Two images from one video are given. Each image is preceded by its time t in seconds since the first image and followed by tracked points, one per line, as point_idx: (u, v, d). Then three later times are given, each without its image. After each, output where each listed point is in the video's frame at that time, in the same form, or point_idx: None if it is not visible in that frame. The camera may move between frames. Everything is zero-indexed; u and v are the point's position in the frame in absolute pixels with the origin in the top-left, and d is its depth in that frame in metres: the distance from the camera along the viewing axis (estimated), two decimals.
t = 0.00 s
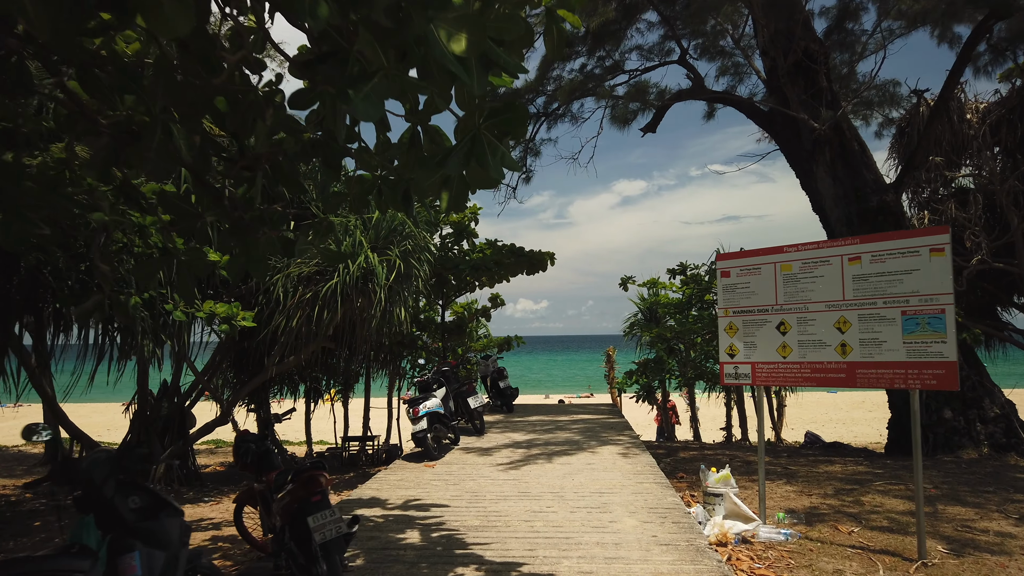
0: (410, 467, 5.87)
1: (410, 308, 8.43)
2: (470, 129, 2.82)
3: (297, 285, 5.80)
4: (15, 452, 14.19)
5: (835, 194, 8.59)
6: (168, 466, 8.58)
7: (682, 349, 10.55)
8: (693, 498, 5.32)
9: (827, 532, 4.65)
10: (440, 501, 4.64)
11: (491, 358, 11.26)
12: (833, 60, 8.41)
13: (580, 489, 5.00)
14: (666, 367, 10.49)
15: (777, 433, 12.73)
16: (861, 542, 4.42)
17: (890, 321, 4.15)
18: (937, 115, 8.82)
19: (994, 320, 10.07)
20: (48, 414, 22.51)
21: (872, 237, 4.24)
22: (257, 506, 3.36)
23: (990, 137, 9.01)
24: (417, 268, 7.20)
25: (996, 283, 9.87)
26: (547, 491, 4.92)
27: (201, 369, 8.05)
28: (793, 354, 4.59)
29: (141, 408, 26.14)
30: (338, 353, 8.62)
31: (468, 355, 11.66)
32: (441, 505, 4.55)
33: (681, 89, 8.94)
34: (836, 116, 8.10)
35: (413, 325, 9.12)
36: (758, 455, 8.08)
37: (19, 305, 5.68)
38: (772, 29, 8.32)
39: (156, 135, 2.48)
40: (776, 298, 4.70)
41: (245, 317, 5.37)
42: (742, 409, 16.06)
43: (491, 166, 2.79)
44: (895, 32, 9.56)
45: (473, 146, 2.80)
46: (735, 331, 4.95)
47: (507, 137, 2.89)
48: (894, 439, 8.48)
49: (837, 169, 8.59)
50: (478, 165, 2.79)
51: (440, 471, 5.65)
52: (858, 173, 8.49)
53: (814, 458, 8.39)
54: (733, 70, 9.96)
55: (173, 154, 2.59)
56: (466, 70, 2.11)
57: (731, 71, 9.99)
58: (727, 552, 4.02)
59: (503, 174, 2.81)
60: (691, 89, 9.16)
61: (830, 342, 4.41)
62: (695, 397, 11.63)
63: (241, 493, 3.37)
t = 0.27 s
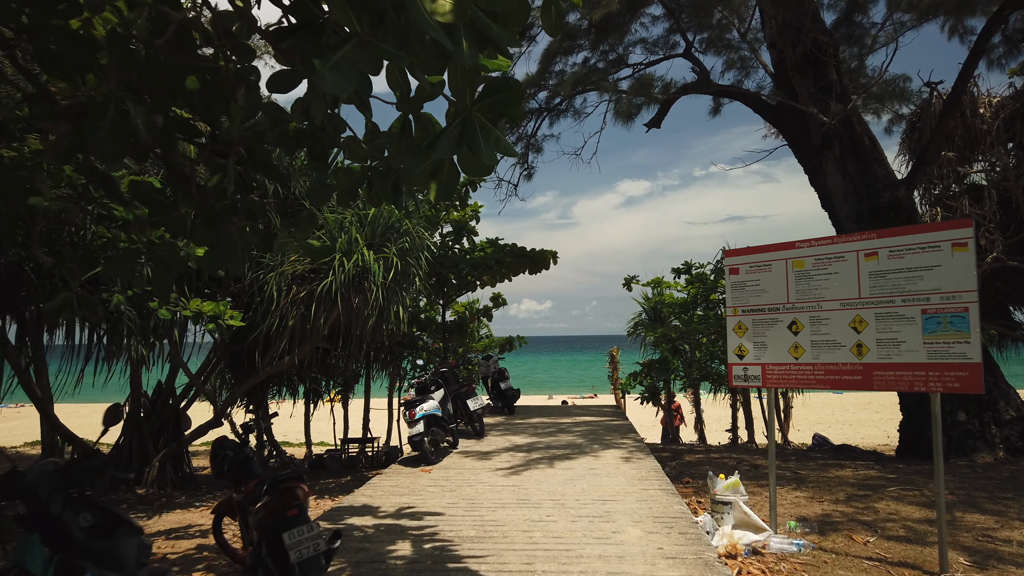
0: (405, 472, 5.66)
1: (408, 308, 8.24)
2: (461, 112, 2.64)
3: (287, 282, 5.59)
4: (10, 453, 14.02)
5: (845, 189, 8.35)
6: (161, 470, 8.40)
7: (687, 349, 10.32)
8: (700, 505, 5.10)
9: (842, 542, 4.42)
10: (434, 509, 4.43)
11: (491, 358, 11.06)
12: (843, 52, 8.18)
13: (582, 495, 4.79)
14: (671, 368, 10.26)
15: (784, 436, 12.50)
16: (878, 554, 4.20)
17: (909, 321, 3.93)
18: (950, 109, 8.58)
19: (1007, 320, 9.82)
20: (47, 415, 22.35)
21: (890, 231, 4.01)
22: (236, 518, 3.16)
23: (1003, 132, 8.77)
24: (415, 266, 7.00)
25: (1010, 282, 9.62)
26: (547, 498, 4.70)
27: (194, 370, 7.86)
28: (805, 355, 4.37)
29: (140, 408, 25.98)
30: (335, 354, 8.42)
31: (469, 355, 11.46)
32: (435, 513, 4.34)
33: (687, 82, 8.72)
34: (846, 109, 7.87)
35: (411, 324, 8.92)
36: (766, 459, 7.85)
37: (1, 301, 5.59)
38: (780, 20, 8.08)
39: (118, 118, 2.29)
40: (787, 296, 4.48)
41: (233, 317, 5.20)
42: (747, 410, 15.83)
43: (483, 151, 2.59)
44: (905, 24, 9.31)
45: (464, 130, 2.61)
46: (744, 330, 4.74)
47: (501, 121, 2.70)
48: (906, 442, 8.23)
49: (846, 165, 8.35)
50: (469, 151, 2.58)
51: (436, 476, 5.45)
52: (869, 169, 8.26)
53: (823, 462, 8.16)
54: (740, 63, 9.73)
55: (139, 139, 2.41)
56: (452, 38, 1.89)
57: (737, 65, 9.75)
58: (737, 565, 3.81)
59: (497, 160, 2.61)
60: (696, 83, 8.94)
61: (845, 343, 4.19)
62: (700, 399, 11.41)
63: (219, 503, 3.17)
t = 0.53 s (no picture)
0: (397, 479, 5.45)
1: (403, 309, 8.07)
2: (448, 97, 2.43)
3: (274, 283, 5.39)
4: (3, 456, 13.81)
5: (851, 187, 8.14)
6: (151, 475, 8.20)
7: (690, 351, 10.11)
8: (703, 515, 4.89)
9: (853, 556, 4.21)
10: (425, 521, 4.23)
11: (490, 359, 10.88)
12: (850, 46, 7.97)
13: (580, 505, 4.58)
14: (673, 369, 10.03)
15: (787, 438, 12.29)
16: (892, 569, 3.98)
17: (926, 324, 3.71)
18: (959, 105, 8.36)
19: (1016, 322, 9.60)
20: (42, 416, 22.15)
21: (905, 229, 3.80)
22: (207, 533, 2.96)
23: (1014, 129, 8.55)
24: (409, 266, 6.80)
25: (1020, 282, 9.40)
26: (544, 509, 4.49)
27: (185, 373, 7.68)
28: (814, 359, 4.16)
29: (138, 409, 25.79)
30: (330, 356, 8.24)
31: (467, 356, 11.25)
32: (426, 525, 4.14)
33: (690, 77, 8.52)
34: (854, 105, 7.66)
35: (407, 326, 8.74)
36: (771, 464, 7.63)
37: None
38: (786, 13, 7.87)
39: (64, 101, 2.07)
40: (796, 297, 4.27)
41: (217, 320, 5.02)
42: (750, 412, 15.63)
43: (472, 140, 2.37)
44: (913, 18, 9.09)
45: (451, 116, 2.40)
46: (751, 333, 4.53)
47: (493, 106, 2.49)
48: (915, 446, 8.02)
49: (853, 162, 8.15)
50: (456, 140, 2.36)
51: (430, 484, 5.24)
52: (876, 167, 8.05)
53: (830, 467, 7.95)
54: (744, 58, 9.51)
55: (90, 124, 2.22)
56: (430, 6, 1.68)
57: (741, 60, 9.54)
58: None
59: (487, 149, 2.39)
60: (700, 79, 8.73)
61: (858, 347, 3.98)
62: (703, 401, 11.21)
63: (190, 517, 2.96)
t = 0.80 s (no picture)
0: (389, 486, 5.22)
1: (398, 310, 7.84)
2: (429, 73, 2.23)
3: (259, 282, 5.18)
4: None
5: (859, 184, 7.91)
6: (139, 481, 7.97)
7: (693, 353, 9.88)
8: (708, 524, 4.66)
9: (868, 569, 3.97)
10: (415, 531, 4.01)
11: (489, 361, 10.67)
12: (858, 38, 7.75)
13: (579, 514, 4.35)
14: (676, 371, 9.74)
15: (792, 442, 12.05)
16: None
17: (946, 322, 3.49)
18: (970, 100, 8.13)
19: None
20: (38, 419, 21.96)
21: (923, 221, 3.58)
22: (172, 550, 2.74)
23: None
24: (403, 265, 6.59)
25: None
26: (540, 517, 4.27)
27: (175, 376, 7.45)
28: (826, 360, 3.94)
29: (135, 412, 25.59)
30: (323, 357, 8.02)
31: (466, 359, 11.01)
32: (416, 536, 3.92)
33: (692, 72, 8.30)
34: (861, 99, 7.44)
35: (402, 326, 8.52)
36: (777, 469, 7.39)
37: None
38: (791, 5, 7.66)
39: None
40: (806, 294, 4.05)
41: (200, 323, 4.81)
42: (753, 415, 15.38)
43: (454, 119, 2.17)
44: (922, 11, 8.87)
45: (432, 92, 2.19)
46: (758, 333, 4.30)
47: (479, 82, 2.28)
48: (925, 451, 7.78)
49: (861, 158, 7.92)
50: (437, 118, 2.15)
51: (422, 491, 5.02)
52: (885, 163, 7.82)
53: (838, 472, 7.70)
54: (747, 53, 9.30)
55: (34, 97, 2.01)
56: None
57: (745, 55, 9.32)
58: None
59: (470, 129, 2.18)
60: (702, 73, 8.51)
61: (872, 347, 3.75)
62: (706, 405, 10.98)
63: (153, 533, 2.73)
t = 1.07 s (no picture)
0: (379, 495, 5.03)
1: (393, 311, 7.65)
2: (409, 55, 2.03)
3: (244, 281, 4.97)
4: None
5: (865, 182, 7.71)
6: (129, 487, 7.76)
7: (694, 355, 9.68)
8: (711, 537, 4.46)
9: None
10: (404, 545, 3.81)
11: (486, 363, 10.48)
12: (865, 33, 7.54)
13: (576, 527, 4.16)
14: (677, 373, 9.43)
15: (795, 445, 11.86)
16: None
17: (965, 327, 3.29)
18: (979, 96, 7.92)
19: None
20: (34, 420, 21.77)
21: (941, 219, 3.38)
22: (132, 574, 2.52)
23: None
24: (396, 265, 6.39)
25: None
26: (536, 530, 4.07)
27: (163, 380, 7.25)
28: (837, 366, 3.73)
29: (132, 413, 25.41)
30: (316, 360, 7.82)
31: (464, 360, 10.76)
32: (404, 551, 3.72)
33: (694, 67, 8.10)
34: (868, 95, 7.24)
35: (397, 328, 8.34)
36: (781, 475, 7.20)
37: None
38: None
39: None
40: (816, 296, 3.85)
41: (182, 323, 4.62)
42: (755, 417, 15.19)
43: (435, 106, 1.96)
44: (929, 5, 8.67)
45: (411, 76, 1.99)
46: (765, 337, 4.10)
47: (464, 66, 2.08)
48: (933, 456, 7.58)
49: (867, 156, 7.71)
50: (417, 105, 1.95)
51: (414, 501, 4.82)
52: (892, 160, 7.61)
53: (844, 478, 7.50)
54: (750, 49, 9.10)
55: None
56: None
57: (747, 51, 9.13)
58: None
59: (453, 117, 1.98)
60: (705, 69, 8.32)
61: (887, 352, 3.55)
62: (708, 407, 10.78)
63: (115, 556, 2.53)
